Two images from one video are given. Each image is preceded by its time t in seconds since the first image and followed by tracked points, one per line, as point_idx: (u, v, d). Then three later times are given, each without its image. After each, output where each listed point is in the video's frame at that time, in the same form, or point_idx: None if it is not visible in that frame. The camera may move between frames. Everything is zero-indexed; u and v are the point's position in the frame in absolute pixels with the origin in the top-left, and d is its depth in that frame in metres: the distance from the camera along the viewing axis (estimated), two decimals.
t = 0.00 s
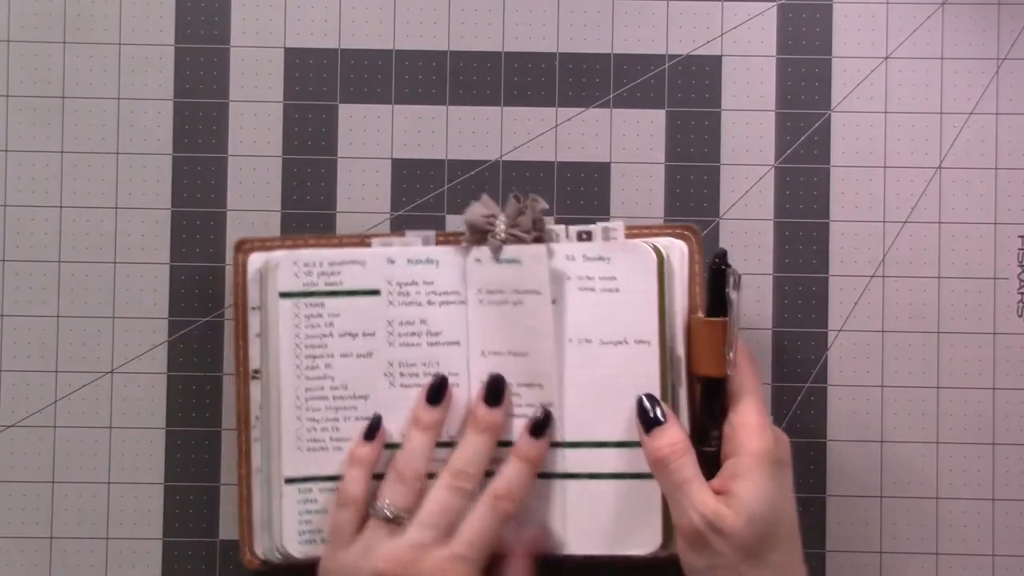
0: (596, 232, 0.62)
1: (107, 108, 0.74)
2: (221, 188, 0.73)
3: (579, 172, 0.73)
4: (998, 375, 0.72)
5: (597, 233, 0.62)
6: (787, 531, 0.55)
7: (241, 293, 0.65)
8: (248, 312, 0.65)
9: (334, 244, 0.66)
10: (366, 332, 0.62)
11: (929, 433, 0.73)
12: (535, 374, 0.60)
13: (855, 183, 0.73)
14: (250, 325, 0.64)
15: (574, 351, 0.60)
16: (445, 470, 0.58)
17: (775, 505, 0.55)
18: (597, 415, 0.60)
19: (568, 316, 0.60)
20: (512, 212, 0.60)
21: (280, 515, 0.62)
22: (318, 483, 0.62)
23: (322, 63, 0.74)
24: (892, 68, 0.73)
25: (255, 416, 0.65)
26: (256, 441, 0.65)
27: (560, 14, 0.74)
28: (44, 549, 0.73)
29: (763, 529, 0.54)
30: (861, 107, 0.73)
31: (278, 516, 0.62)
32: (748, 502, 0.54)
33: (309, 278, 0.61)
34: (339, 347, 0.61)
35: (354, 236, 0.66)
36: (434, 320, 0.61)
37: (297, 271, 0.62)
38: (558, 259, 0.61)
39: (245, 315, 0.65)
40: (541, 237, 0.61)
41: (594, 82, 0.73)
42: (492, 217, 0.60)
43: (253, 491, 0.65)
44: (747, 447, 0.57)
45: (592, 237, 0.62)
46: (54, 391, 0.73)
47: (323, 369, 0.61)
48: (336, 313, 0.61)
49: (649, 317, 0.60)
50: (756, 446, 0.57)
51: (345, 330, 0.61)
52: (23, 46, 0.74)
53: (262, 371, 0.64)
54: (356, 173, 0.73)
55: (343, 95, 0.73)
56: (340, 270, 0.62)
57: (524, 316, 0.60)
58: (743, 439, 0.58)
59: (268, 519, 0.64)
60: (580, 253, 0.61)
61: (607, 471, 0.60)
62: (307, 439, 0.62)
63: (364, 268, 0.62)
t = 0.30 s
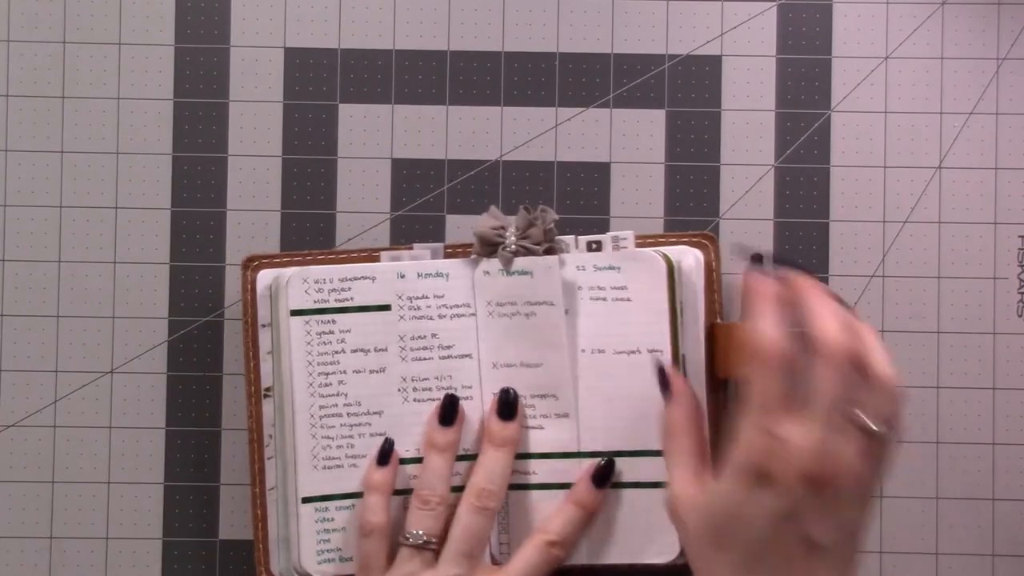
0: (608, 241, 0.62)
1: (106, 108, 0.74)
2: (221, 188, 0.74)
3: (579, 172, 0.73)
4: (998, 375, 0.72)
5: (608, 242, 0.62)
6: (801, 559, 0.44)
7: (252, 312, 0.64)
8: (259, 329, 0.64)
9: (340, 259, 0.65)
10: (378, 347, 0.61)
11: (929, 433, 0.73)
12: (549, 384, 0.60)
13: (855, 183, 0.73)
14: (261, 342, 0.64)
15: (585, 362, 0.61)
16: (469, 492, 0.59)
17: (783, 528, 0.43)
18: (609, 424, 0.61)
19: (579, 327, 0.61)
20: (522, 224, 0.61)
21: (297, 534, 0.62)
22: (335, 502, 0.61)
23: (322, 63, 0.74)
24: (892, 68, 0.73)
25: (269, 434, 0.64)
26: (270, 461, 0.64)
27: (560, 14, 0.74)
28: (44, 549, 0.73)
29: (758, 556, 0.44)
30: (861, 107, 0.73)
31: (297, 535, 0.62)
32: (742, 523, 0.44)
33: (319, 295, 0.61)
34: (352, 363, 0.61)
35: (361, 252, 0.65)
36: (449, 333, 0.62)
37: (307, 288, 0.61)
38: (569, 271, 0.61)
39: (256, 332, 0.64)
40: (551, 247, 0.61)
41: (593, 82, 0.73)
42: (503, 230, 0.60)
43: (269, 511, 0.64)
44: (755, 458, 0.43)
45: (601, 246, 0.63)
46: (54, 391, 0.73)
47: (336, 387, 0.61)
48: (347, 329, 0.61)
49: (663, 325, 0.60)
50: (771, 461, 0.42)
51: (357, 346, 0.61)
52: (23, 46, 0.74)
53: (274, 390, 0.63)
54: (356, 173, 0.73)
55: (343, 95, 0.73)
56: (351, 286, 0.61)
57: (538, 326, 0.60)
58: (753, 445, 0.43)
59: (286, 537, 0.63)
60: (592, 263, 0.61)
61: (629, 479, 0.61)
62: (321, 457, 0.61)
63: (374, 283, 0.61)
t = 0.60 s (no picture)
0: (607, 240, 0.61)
1: (106, 108, 0.74)
2: (221, 188, 0.74)
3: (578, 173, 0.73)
4: (998, 375, 0.72)
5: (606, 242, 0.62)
6: (784, 443, 0.43)
7: (253, 311, 0.64)
8: (261, 328, 0.64)
9: (343, 259, 0.65)
10: (381, 347, 0.61)
11: (929, 433, 0.73)
12: (554, 386, 0.60)
13: (855, 183, 0.73)
14: (263, 342, 0.63)
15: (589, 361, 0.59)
16: (495, 505, 0.57)
17: (747, 401, 0.42)
18: (612, 426, 0.60)
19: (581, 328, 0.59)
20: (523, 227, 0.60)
21: (298, 534, 0.62)
22: (337, 502, 0.61)
23: (322, 63, 0.74)
24: (892, 68, 0.73)
25: (270, 434, 0.64)
26: (272, 461, 0.64)
27: (560, 14, 0.74)
28: (44, 549, 0.73)
29: (737, 449, 0.43)
30: (861, 107, 0.73)
31: (298, 534, 0.62)
32: (699, 408, 0.43)
33: (322, 294, 0.61)
34: (354, 363, 0.61)
35: (366, 252, 0.65)
36: (451, 332, 0.62)
37: (310, 287, 0.61)
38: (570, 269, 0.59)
39: (257, 332, 0.64)
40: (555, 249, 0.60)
41: (593, 82, 0.73)
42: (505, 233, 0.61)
43: (269, 511, 0.64)
44: (669, 328, 0.45)
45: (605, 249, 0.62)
46: (54, 391, 0.73)
47: (339, 387, 0.61)
48: (350, 329, 0.61)
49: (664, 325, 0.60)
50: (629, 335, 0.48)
51: (360, 346, 0.61)
52: (23, 46, 0.74)
53: (276, 389, 0.63)
54: (356, 173, 0.73)
55: (343, 95, 0.73)
56: (354, 285, 0.61)
57: (541, 327, 0.59)
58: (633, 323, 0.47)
59: (286, 536, 0.63)
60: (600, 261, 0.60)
61: (632, 480, 0.61)
62: (323, 456, 0.61)
63: (377, 283, 0.61)
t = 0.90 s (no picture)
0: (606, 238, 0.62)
1: (106, 108, 0.74)
2: (221, 188, 0.73)
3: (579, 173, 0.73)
4: (998, 375, 0.72)
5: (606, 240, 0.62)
6: (783, 421, 0.45)
7: (253, 310, 0.64)
8: (262, 327, 0.63)
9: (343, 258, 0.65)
10: (382, 346, 0.61)
11: (929, 433, 0.73)
12: (555, 386, 0.60)
13: (854, 183, 0.73)
14: (264, 340, 0.63)
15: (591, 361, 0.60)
16: (489, 495, 0.58)
17: (747, 377, 0.45)
18: (613, 426, 0.60)
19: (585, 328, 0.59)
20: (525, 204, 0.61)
21: (297, 532, 0.61)
22: (337, 500, 0.61)
23: (323, 63, 0.74)
24: (892, 68, 0.73)
25: (271, 432, 0.64)
26: (272, 458, 0.64)
27: (560, 14, 0.73)
28: (44, 549, 0.73)
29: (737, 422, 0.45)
30: (861, 107, 0.73)
31: (297, 533, 0.61)
32: (713, 380, 0.45)
33: (323, 293, 0.61)
34: (356, 362, 0.61)
35: (368, 252, 0.66)
36: (453, 331, 0.62)
37: (312, 286, 0.61)
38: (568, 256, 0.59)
39: (258, 330, 0.64)
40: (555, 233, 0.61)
41: (594, 82, 0.73)
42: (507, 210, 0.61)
43: (269, 509, 0.64)
44: (679, 302, 0.48)
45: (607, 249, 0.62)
46: (54, 391, 0.73)
47: (340, 385, 0.61)
48: (351, 328, 0.61)
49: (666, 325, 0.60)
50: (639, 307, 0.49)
51: (361, 345, 0.61)
52: (23, 46, 0.74)
53: (276, 388, 0.63)
54: (356, 173, 0.73)
55: (343, 95, 0.73)
56: (355, 284, 0.61)
57: (544, 326, 0.60)
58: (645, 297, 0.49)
59: (285, 535, 0.63)
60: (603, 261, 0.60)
61: (634, 481, 0.61)
62: (324, 456, 0.61)
63: (379, 282, 0.61)
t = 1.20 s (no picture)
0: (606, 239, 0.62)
1: (106, 108, 0.74)
2: (221, 188, 0.73)
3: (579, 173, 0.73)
4: (998, 375, 0.72)
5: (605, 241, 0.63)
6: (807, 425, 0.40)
7: (254, 310, 0.64)
8: (262, 327, 0.63)
9: (344, 258, 0.65)
10: (383, 346, 0.61)
11: (929, 433, 0.73)
12: (556, 386, 0.61)
13: (854, 183, 0.73)
14: (265, 340, 0.63)
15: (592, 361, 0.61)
16: (490, 494, 0.57)
17: (776, 375, 0.39)
18: (614, 426, 0.61)
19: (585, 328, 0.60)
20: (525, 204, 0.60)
21: (298, 533, 0.61)
22: (338, 500, 0.61)
23: (322, 63, 0.74)
24: (892, 68, 0.73)
25: (271, 433, 0.64)
26: (273, 459, 0.64)
27: (560, 14, 0.73)
28: (44, 549, 0.73)
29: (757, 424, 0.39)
30: (862, 107, 0.73)
31: (298, 533, 0.62)
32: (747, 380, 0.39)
33: (324, 294, 0.61)
34: (357, 362, 0.61)
35: (367, 252, 0.66)
36: (453, 332, 0.62)
37: (313, 286, 0.61)
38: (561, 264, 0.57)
39: (258, 330, 0.63)
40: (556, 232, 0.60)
41: (593, 82, 0.73)
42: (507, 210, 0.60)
43: (269, 510, 0.64)
44: (696, 297, 0.41)
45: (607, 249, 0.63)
46: (54, 391, 0.73)
47: (341, 386, 0.61)
48: (352, 328, 0.61)
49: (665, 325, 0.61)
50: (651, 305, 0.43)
51: (362, 345, 0.61)
52: (23, 46, 0.74)
53: (277, 388, 0.63)
54: (356, 174, 0.73)
55: (343, 95, 0.73)
56: (356, 284, 0.61)
57: (545, 327, 0.61)
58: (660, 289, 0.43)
59: (285, 535, 0.63)
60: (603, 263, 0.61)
61: (634, 480, 0.61)
62: (324, 456, 0.61)
63: (379, 282, 0.61)
